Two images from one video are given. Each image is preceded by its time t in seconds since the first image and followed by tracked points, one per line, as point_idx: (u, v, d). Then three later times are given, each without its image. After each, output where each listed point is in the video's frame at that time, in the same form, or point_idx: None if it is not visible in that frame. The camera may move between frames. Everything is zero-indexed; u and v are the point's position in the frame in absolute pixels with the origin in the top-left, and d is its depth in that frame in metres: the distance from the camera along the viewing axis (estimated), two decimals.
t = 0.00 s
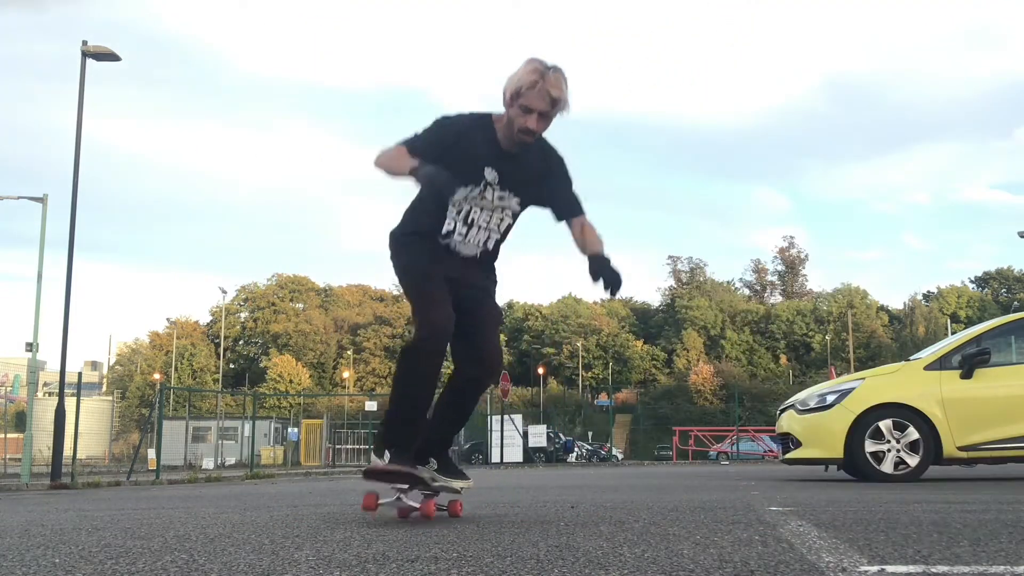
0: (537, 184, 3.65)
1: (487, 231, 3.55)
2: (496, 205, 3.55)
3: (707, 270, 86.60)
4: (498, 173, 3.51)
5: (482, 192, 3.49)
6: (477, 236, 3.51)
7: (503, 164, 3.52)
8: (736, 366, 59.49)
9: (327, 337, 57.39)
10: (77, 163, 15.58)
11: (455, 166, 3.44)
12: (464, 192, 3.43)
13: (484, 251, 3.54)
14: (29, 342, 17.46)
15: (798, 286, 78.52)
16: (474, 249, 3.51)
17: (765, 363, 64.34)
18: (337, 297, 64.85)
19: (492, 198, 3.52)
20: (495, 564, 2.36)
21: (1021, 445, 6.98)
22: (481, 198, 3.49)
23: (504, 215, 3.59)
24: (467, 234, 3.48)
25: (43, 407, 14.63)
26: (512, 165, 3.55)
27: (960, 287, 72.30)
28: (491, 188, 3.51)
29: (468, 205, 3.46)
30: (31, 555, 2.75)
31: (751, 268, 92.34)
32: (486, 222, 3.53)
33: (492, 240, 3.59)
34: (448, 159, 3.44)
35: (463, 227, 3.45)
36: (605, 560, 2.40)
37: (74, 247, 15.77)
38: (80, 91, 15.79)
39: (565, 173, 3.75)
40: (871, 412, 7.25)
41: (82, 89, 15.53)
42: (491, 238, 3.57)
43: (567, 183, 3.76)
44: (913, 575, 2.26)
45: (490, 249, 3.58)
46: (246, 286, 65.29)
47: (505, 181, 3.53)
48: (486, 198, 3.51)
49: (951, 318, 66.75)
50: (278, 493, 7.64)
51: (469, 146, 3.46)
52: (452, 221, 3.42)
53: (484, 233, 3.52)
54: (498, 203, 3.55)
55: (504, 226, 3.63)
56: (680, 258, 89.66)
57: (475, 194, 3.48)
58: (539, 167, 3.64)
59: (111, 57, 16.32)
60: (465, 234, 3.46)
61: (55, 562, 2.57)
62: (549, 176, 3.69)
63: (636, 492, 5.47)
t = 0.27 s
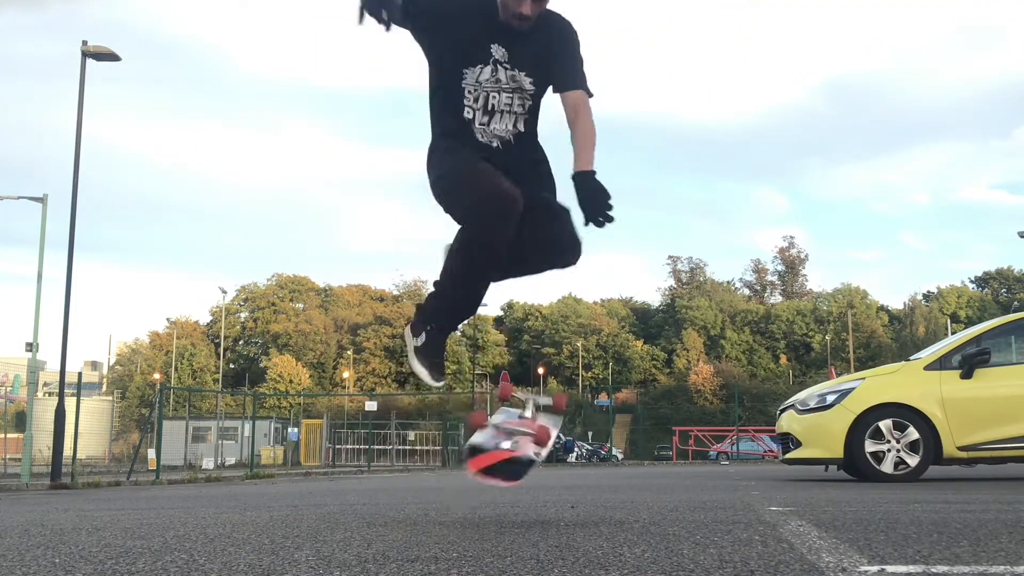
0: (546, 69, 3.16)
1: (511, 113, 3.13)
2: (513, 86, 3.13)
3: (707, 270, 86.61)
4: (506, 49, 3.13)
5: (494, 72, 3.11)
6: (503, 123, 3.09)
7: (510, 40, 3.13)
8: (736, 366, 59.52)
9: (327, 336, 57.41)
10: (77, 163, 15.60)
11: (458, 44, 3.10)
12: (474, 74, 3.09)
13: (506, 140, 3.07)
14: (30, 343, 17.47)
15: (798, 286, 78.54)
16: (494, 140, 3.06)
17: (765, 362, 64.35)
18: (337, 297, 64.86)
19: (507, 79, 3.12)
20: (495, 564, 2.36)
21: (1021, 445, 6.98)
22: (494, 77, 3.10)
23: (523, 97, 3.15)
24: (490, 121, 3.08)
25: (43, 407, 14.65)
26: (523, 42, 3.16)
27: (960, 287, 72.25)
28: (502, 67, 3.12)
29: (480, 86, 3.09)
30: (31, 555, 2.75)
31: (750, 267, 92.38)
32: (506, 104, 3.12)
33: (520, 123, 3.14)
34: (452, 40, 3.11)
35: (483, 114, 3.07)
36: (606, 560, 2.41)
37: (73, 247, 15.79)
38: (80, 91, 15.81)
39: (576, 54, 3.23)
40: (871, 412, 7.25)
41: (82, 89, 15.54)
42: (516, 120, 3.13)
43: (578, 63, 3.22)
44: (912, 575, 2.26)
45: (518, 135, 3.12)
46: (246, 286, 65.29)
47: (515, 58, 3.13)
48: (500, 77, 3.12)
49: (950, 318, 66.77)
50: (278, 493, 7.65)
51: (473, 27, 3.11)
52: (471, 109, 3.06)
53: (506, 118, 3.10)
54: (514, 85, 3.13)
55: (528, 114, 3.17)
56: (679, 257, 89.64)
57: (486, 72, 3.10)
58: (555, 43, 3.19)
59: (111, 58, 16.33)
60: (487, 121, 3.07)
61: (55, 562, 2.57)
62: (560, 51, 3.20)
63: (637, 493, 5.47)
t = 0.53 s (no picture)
0: (581, 124, 3.43)
1: (536, 175, 3.36)
2: (538, 146, 3.36)
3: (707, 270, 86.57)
4: (529, 106, 3.35)
5: (516, 132, 3.33)
6: (526, 189, 3.33)
7: (530, 94, 3.36)
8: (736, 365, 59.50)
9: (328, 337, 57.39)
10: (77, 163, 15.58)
11: (479, 107, 3.35)
12: (495, 132, 3.33)
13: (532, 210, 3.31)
14: (29, 343, 17.46)
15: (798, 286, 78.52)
16: (515, 212, 3.31)
17: (766, 362, 64.34)
18: (337, 297, 64.83)
19: (529, 137, 3.34)
20: (495, 564, 2.36)
21: (1021, 445, 6.98)
22: (516, 136, 3.32)
23: (549, 157, 3.38)
24: (512, 186, 3.32)
25: (43, 407, 14.63)
26: (540, 89, 3.37)
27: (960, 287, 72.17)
28: (524, 126, 3.33)
29: (500, 146, 3.32)
30: (31, 554, 2.75)
31: (751, 268, 92.26)
32: (529, 165, 3.35)
33: (546, 186, 3.37)
34: (468, 104, 3.37)
35: (503, 177, 3.31)
36: (606, 560, 2.41)
37: (73, 247, 15.76)
38: (80, 91, 15.79)
39: (608, 103, 3.49)
40: (871, 412, 7.25)
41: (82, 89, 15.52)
42: (540, 183, 3.36)
43: (618, 120, 3.50)
44: (912, 575, 2.26)
45: (543, 202, 3.35)
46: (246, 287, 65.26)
47: (538, 109, 3.35)
48: (523, 135, 3.33)
49: (951, 318, 66.77)
50: (278, 493, 7.64)
51: (489, 93, 3.35)
52: (492, 172, 3.32)
53: (530, 179, 3.33)
54: (539, 144, 3.35)
55: (555, 170, 3.40)
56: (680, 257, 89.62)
57: (507, 130, 3.32)
58: (573, 89, 3.42)
59: (111, 58, 16.32)
60: (507, 187, 3.31)
61: (55, 562, 2.57)
62: (591, 108, 3.44)
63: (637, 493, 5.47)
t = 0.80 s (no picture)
0: (632, 53, 3.13)
1: (597, 118, 3.10)
2: (594, 85, 3.08)
3: (707, 270, 86.58)
4: (582, 45, 3.07)
5: (573, 73, 3.07)
6: (592, 136, 3.08)
7: (578, 29, 3.08)
8: (736, 365, 59.53)
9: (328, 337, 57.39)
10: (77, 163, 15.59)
11: (531, 59, 3.09)
12: (553, 81, 3.08)
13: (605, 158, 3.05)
14: (30, 343, 17.46)
15: (798, 286, 78.66)
16: (590, 162, 3.05)
17: (766, 362, 64.38)
18: (337, 297, 64.82)
19: (587, 75, 3.07)
20: (495, 563, 2.36)
21: (1021, 445, 6.98)
22: (575, 80, 3.07)
23: (610, 95, 3.11)
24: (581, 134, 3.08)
25: (43, 407, 14.64)
26: (587, 22, 3.08)
27: (960, 287, 72.17)
28: (580, 64, 3.07)
29: (560, 94, 3.08)
30: (31, 554, 2.75)
31: (751, 267, 92.20)
32: (589, 110, 3.09)
33: (610, 126, 3.12)
34: (519, 56, 3.09)
35: (573, 127, 3.07)
36: (606, 560, 2.41)
37: (73, 247, 15.78)
38: (80, 90, 15.78)
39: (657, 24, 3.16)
40: (871, 412, 7.25)
41: (82, 88, 15.51)
42: (604, 124, 3.10)
43: (665, 44, 3.18)
44: (912, 575, 2.26)
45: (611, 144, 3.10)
46: (246, 287, 65.25)
47: (591, 50, 3.07)
48: (579, 76, 3.07)
49: (950, 318, 66.81)
50: (278, 493, 7.65)
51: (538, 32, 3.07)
52: (559, 127, 3.07)
53: (593, 121, 3.08)
54: (594, 82, 3.08)
55: (620, 110, 3.14)
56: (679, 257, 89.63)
57: (562, 77, 3.07)
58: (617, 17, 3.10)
59: (111, 58, 16.32)
60: (579, 137, 3.07)
61: (55, 562, 2.57)
62: (639, 32, 3.13)
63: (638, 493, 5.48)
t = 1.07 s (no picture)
0: (522, 201, 4.29)
1: (492, 239, 4.16)
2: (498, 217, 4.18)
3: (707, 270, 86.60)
4: (495, 192, 4.19)
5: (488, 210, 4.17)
6: (487, 249, 4.14)
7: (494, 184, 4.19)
8: (736, 365, 59.49)
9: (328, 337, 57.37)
10: (77, 163, 15.58)
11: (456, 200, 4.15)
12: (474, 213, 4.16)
13: (491, 262, 4.11)
14: (29, 343, 17.46)
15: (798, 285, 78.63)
16: (481, 262, 4.12)
17: (766, 362, 64.34)
18: (337, 297, 64.79)
19: (493, 213, 4.17)
20: (494, 564, 2.37)
21: (1021, 445, 6.98)
22: (487, 214, 4.16)
23: (501, 224, 4.19)
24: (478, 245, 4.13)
25: (43, 407, 14.64)
26: (503, 181, 4.23)
27: (960, 287, 72.17)
28: (492, 205, 4.17)
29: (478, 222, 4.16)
30: (31, 554, 2.76)
31: (751, 267, 92.09)
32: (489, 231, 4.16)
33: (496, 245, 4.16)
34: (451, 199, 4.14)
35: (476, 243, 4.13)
36: (606, 560, 2.41)
37: (73, 247, 15.76)
38: (80, 90, 15.76)
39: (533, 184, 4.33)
40: (871, 412, 7.25)
41: (83, 88, 15.50)
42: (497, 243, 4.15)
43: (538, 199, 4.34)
44: (912, 574, 2.26)
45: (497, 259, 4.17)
46: (246, 287, 65.21)
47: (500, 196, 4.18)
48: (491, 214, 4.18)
49: (951, 318, 66.79)
50: (279, 493, 7.66)
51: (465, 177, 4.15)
52: (471, 242, 4.12)
53: (488, 240, 4.14)
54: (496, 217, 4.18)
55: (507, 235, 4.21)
56: (679, 257, 89.66)
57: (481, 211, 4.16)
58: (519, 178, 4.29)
59: (110, 58, 16.31)
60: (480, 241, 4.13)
61: (54, 561, 2.57)
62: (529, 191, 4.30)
63: (638, 493, 5.48)
